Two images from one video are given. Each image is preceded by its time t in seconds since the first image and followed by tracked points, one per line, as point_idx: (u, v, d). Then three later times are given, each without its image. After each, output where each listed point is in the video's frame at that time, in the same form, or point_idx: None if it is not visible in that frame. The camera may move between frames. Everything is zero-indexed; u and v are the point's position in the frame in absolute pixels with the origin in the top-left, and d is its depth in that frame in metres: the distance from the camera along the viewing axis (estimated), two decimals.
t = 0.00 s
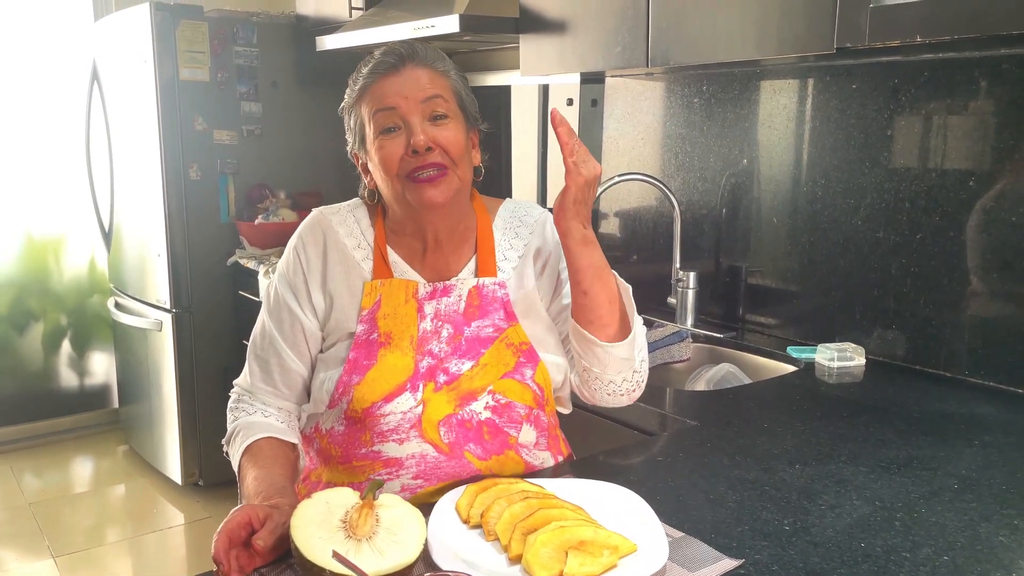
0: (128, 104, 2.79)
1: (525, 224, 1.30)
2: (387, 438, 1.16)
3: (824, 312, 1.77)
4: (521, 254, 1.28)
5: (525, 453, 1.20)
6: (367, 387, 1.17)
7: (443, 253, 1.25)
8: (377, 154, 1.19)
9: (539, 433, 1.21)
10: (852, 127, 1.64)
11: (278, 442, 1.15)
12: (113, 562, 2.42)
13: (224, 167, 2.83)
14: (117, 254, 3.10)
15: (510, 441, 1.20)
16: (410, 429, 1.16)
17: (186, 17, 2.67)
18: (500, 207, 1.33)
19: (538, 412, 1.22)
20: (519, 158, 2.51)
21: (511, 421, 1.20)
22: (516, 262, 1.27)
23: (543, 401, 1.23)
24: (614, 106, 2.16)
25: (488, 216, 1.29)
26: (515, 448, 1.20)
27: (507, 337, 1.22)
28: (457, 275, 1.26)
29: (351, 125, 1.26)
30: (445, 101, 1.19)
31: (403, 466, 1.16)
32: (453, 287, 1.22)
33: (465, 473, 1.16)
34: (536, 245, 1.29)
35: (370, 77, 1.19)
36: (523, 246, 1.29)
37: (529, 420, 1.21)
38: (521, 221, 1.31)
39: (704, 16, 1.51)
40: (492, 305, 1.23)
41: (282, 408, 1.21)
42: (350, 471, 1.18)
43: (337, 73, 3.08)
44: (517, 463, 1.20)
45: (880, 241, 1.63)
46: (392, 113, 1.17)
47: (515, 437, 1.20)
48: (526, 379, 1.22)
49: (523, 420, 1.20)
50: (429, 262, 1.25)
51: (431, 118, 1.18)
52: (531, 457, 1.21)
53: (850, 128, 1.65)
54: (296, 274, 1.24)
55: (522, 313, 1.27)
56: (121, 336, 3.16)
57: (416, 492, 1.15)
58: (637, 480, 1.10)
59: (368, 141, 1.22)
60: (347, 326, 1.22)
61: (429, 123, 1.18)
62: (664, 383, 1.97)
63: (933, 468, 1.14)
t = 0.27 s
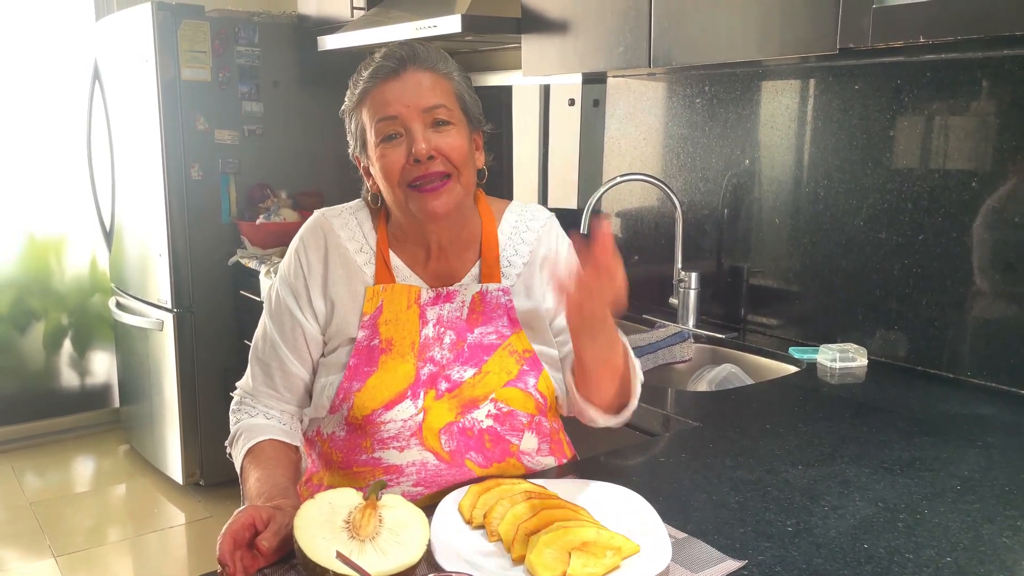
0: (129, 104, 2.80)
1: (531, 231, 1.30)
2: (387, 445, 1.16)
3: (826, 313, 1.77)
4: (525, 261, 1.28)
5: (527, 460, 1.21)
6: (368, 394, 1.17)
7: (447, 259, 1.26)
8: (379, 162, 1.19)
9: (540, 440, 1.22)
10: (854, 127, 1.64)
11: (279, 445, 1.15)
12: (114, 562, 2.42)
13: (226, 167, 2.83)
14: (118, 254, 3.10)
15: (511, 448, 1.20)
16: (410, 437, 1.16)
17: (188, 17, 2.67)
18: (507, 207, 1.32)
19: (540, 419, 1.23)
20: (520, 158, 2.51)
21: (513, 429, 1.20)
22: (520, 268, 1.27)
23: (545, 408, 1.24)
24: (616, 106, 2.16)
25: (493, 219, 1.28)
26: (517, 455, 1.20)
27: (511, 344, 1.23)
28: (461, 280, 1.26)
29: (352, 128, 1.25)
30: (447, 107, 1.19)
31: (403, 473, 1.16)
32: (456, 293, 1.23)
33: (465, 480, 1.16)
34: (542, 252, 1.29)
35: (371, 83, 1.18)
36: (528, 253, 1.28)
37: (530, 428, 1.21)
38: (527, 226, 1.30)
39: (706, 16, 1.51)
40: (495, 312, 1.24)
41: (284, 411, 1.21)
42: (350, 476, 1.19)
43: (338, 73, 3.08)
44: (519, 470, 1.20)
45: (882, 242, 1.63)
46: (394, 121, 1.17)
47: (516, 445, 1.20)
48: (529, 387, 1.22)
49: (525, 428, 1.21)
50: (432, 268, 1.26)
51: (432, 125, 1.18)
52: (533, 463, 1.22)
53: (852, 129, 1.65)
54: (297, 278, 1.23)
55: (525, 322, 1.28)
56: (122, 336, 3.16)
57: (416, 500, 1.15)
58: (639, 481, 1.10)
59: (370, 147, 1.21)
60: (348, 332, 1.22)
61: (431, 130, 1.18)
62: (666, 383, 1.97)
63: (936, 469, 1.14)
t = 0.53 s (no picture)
0: (131, 102, 2.79)
1: (538, 237, 1.29)
2: (390, 447, 1.16)
3: (830, 313, 1.76)
4: (531, 267, 1.27)
5: (530, 462, 1.21)
6: (370, 397, 1.17)
7: (449, 264, 1.25)
8: (379, 166, 1.19)
9: (543, 442, 1.22)
10: (858, 126, 1.64)
11: (280, 445, 1.15)
12: (116, 560, 2.41)
13: (228, 165, 2.82)
14: (120, 252, 3.09)
15: (515, 451, 1.20)
16: (413, 439, 1.16)
17: (190, 14, 2.67)
18: (513, 211, 1.32)
19: (543, 421, 1.22)
20: (522, 157, 2.51)
21: (516, 432, 1.20)
22: (525, 273, 1.27)
23: (548, 410, 1.24)
24: (619, 104, 2.16)
25: (497, 224, 1.28)
26: (520, 458, 1.20)
27: (514, 347, 1.22)
28: (464, 282, 1.25)
29: (353, 130, 1.25)
30: (448, 110, 1.18)
31: (406, 475, 1.16)
32: (459, 295, 1.22)
33: (467, 482, 1.17)
34: (547, 257, 1.28)
35: (371, 86, 1.17)
36: (534, 259, 1.28)
37: (533, 430, 1.21)
38: (533, 231, 1.30)
39: (710, 14, 1.50)
40: (499, 314, 1.23)
41: (286, 411, 1.22)
42: (352, 477, 1.19)
43: (340, 71, 3.07)
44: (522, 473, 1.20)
45: (886, 241, 1.62)
46: (394, 125, 1.17)
47: (519, 447, 1.20)
48: (533, 391, 1.22)
49: (528, 430, 1.21)
50: (433, 272, 1.25)
51: (433, 129, 1.17)
52: (535, 465, 1.22)
53: (857, 128, 1.64)
54: (299, 278, 1.23)
55: (531, 328, 1.27)
56: (124, 334, 3.16)
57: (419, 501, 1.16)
58: (643, 480, 1.10)
59: (371, 150, 1.21)
60: (350, 333, 1.21)
61: (431, 134, 1.17)
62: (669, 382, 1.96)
63: (941, 469, 1.14)
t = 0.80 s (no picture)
0: (134, 99, 2.79)
1: (540, 231, 1.28)
2: (395, 442, 1.16)
3: (834, 311, 1.75)
4: (535, 261, 1.26)
5: (535, 457, 1.20)
6: (375, 390, 1.17)
7: (456, 259, 1.25)
8: (386, 162, 1.18)
9: (548, 437, 1.21)
10: (863, 124, 1.63)
11: (286, 441, 1.14)
12: (118, 558, 2.41)
13: (230, 163, 2.82)
14: (122, 249, 3.09)
15: (520, 445, 1.19)
16: (418, 433, 1.16)
17: (192, 12, 2.66)
18: (516, 207, 1.31)
19: (548, 416, 1.22)
20: (525, 155, 2.50)
21: (522, 426, 1.19)
22: (528, 268, 1.26)
23: (553, 404, 1.23)
24: (622, 102, 2.15)
25: (502, 220, 1.27)
26: (525, 453, 1.20)
27: (519, 341, 1.22)
28: (469, 277, 1.25)
29: (358, 125, 1.24)
30: (454, 105, 1.18)
31: (411, 470, 1.15)
32: (464, 289, 1.22)
33: (473, 477, 1.16)
34: (550, 251, 1.27)
35: (376, 82, 1.17)
36: (537, 254, 1.27)
37: (539, 425, 1.21)
38: (535, 226, 1.29)
39: (714, 12, 1.50)
40: (504, 308, 1.23)
41: (290, 407, 1.21)
42: (357, 472, 1.18)
43: (342, 69, 3.07)
44: (527, 468, 1.20)
45: (891, 239, 1.62)
46: (400, 120, 1.16)
47: (525, 442, 1.20)
48: (537, 384, 1.21)
49: (533, 425, 1.20)
50: (440, 267, 1.25)
51: (439, 123, 1.17)
52: (540, 461, 1.21)
53: (861, 126, 1.64)
54: (304, 274, 1.23)
55: (535, 322, 1.26)
56: (127, 332, 3.16)
57: (424, 496, 1.15)
58: (648, 479, 1.09)
59: (377, 145, 1.21)
60: (355, 328, 1.21)
61: (438, 129, 1.17)
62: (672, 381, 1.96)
63: (947, 468, 1.13)
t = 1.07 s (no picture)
0: (136, 97, 2.79)
1: (542, 225, 1.28)
2: (398, 436, 1.16)
3: (838, 310, 1.75)
4: (536, 256, 1.26)
5: (537, 453, 1.20)
6: (379, 384, 1.16)
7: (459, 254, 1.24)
8: (391, 154, 1.18)
9: (551, 433, 1.21)
10: (868, 122, 1.63)
11: (288, 437, 1.14)
12: (120, 556, 2.41)
13: (233, 160, 2.81)
14: (125, 247, 3.09)
15: (522, 441, 1.19)
16: (421, 427, 1.16)
17: (195, 9, 2.66)
18: (518, 204, 1.31)
19: (551, 412, 1.21)
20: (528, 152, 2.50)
21: (524, 421, 1.19)
22: (530, 263, 1.25)
23: (556, 400, 1.23)
24: (626, 100, 2.15)
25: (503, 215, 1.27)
26: (527, 448, 1.19)
27: (521, 336, 1.21)
28: (472, 272, 1.24)
29: (364, 119, 1.24)
30: (460, 99, 1.18)
31: (413, 464, 1.16)
32: (467, 284, 1.21)
33: (475, 472, 1.17)
34: (552, 246, 1.26)
35: (384, 74, 1.17)
36: (539, 248, 1.26)
37: (542, 420, 1.20)
38: (537, 221, 1.28)
39: (719, 10, 1.49)
40: (506, 303, 1.22)
41: (294, 403, 1.20)
42: (360, 467, 1.18)
43: (345, 66, 3.06)
44: (529, 463, 1.20)
45: (896, 238, 1.61)
46: (406, 112, 1.16)
47: (527, 437, 1.19)
48: (540, 378, 1.21)
49: (536, 420, 1.20)
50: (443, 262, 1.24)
51: (445, 116, 1.17)
52: (543, 457, 1.21)
53: (866, 124, 1.63)
54: (308, 268, 1.23)
55: (538, 317, 1.25)
56: (129, 329, 3.16)
57: (427, 490, 1.16)
58: (652, 477, 1.09)
59: (382, 138, 1.20)
60: (358, 323, 1.21)
61: (443, 122, 1.17)
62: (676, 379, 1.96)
63: (952, 468, 1.13)
